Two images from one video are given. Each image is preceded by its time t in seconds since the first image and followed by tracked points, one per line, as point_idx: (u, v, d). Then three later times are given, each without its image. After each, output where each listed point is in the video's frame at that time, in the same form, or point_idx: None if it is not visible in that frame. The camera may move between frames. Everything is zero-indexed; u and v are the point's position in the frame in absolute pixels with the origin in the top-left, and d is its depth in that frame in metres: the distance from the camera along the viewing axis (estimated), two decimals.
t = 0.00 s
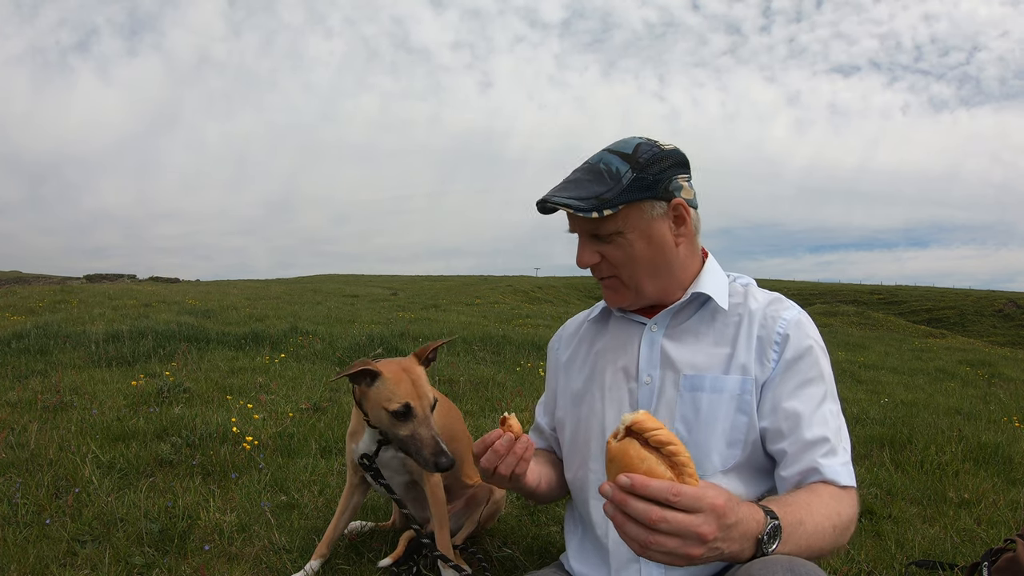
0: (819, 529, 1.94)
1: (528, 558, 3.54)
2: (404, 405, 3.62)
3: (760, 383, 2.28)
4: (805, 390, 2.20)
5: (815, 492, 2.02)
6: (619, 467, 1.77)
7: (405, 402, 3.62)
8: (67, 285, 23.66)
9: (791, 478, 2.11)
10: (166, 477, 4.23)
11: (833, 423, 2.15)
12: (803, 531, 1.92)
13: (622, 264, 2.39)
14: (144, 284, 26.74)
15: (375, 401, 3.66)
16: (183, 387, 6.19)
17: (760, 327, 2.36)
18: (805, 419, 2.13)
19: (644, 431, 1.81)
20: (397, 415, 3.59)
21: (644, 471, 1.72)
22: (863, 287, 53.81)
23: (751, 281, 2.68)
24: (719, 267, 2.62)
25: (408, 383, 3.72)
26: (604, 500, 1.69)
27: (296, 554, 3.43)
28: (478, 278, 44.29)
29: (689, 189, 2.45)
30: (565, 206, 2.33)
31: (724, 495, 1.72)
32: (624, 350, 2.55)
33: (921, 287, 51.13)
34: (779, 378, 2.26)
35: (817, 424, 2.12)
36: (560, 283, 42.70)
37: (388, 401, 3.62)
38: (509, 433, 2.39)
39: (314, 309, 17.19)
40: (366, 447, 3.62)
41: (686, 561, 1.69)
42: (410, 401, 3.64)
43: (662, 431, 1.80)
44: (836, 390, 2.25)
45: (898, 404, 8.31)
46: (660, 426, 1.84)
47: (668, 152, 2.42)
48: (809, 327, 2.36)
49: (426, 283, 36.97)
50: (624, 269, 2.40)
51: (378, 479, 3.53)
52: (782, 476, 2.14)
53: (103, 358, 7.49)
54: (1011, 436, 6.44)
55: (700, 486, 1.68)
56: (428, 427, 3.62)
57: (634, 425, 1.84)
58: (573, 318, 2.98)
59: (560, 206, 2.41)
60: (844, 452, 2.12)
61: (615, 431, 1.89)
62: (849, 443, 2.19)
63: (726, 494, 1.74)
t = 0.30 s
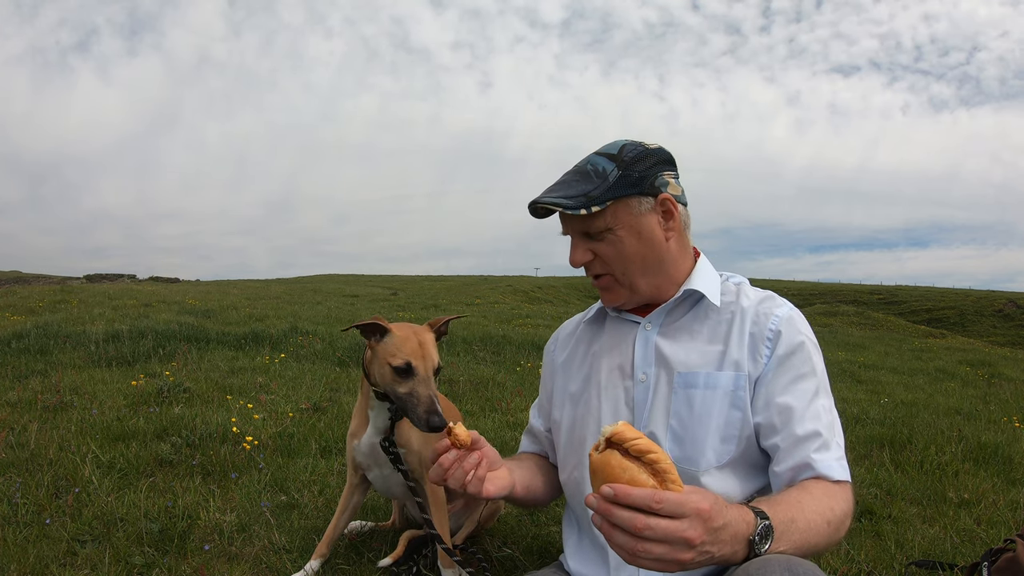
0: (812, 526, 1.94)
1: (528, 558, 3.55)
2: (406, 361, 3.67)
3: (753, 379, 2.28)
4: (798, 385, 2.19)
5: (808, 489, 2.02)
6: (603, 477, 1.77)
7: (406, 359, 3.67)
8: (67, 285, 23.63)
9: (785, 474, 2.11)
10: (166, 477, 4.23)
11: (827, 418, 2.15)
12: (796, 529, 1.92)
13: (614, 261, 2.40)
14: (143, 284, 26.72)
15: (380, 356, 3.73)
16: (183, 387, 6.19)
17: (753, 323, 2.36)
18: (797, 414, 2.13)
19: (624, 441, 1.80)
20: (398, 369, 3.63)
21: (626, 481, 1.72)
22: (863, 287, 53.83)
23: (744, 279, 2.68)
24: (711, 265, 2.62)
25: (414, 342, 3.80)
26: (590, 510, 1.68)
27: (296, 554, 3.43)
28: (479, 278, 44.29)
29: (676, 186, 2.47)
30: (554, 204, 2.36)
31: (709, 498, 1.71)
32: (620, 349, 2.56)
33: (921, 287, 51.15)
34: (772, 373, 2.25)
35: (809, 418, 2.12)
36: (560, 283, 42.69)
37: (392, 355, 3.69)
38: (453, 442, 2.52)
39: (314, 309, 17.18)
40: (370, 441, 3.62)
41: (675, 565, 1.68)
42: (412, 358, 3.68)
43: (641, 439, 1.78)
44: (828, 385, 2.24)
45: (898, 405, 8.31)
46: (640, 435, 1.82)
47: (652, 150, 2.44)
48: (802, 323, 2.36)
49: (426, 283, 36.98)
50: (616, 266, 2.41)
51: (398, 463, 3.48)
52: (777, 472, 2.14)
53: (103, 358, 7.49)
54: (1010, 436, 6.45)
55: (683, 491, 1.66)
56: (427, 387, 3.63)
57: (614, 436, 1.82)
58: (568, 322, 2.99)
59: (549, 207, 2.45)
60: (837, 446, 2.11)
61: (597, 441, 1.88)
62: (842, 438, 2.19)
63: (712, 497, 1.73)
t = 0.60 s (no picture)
0: (811, 525, 1.94)
1: (528, 558, 3.55)
2: (402, 344, 3.75)
3: (751, 378, 2.27)
4: (796, 384, 2.19)
5: (806, 488, 2.02)
6: (598, 482, 1.77)
7: (403, 342, 3.76)
8: (67, 285, 23.64)
9: (784, 473, 2.11)
10: (166, 477, 4.23)
11: (824, 417, 2.15)
12: (795, 529, 1.92)
13: (612, 259, 2.40)
14: (144, 284, 26.72)
15: (379, 339, 3.84)
16: (183, 387, 6.19)
17: (750, 322, 2.36)
18: (795, 414, 2.13)
19: (618, 445, 1.79)
20: (394, 351, 3.72)
21: (621, 486, 1.71)
22: (863, 287, 53.85)
23: (740, 277, 2.68)
24: (706, 263, 2.63)
25: (412, 326, 3.90)
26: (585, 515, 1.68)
27: (296, 554, 3.43)
28: (479, 278, 44.30)
29: (671, 183, 2.47)
30: (550, 203, 2.36)
31: (704, 501, 1.71)
32: (617, 350, 2.55)
33: (921, 287, 51.17)
34: (769, 372, 2.25)
35: (807, 418, 2.12)
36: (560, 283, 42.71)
37: (389, 338, 3.79)
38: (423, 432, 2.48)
39: (314, 309, 17.19)
40: (371, 436, 3.63)
41: (671, 569, 1.68)
42: (408, 340, 3.77)
43: (635, 444, 1.78)
44: (826, 383, 2.24)
45: (899, 405, 8.31)
46: (634, 439, 1.82)
47: (646, 148, 2.45)
48: (798, 322, 2.36)
49: (426, 283, 37.00)
50: (613, 263, 2.41)
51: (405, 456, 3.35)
52: (775, 471, 2.14)
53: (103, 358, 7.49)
54: (1011, 436, 6.45)
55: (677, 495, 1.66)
56: (421, 369, 3.69)
57: (607, 441, 1.81)
58: (566, 323, 2.99)
59: (545, 207, 2.45)
60: (836, 445, 2.12)
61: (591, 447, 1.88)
62: (840, 436, 2.19)
63: (707, 500, 1.73)
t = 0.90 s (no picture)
0: (811, 525, 1.94)
1: (528, 559, 3.55)
2: (405, 333, 3.82)
3: (751, 378, 2.27)
4: (796, 384, 2.19)
5: (806, 489, 2.02)
6: (599, 483, 1.77)
7: (405, 332, 3.83)
8: (67, 285, 23.64)
9: (784, 473, 2.11)
10: (166, 477, 4.23)
11: (824, 417, 2.15)
12: (795, 528, 1.92)
13: (612, 259, 2.40)
14: (144, 284, 26.72)
15: (384, 327, 3.91)
16: (183, 387, 6.19)
17: (750, 323, 2.36)
18: (795, 414, 2.14)
19: (618, 445, 1.79)
20: (397, 340, 3.80)
21: (622, 486, 1.71)
22: (863, 287, 53.86)
23: (740, 278, 2.68)
24: (707, 264, 2.63)
25: (417, 316, 3.95)
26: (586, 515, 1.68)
27: (296, 554, 3.43)
28: (478, 278, 44.31)
29: (672, 183, 2.47)
30: (551, 203, 2.36)
31: (704, 501, 1.71)
32: (618, 350, 2.56)
33: (920, 287, 51.19)
34: (770, 372, 2.25)
35: (807, 418, 2.12)
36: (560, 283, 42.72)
37: (394, 327, 3.86)
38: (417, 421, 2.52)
39: (314, 309, 17.19)
40: (373, 432, 3.63)
41: (671, 569, 1.68)
42: (410, 330, 3.83)
43: (636, 444, 1.78)
44: (826, 383, 2.25)
45: (899, 405, 8.31)
46: (635, 439, 1.82)
47: (647, 148, 2.45)
48: (798, 322, 2.36)
49: (426, 283, 37.02)
50: (614, 263, 2.41)
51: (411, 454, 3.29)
52: (775, 471, 2.14)
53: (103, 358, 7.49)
54: (1011, 436, 6.45)
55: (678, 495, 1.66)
56: (421, 360, 3.75)
57: (608, 441, 1.81)
58: (566, 323, 2.99)
59: (547, 207, 2.45)
60: (836, 445, 2.12)
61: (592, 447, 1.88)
62: (840, 436, 2.19)
63: (707, 500, 1.73)
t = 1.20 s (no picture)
0: (812, 525, 1.94)
1: (528, 559, 3.55)
2: (405, 330, 3.83)
3: (752, 379, 2.27)
4: (796, 385, 2.19)
5: (807, 489, 2.02)
6: (601, 482, 1.77)
7: (405, 328, 3.84)
8: (67, 285, 23.65)
9: (785, 474, 2.11)
10: (166, 477, 4.23)
11: (825, 417, 2.15)
12: (795, 529, 1.92)
13: (614, 260, 2.40)
14: (143, 284, 26.74)
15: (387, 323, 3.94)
16: (183, 387, 6.19)
17: (751, 324, 2.36)
18: (796, 414, 2.14)
19: (620, 445, 1.79)
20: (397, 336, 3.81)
21: (624, 485, 1.71)
22: (863, 287, 53.87)
23: (741, 278, 2.68)
24: (707, 264, 2.63)
25: (419, 313, 3.95)
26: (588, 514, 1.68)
27: (296, 554, 3.43)
28: (478, 278, 44.31)
29: (673, 184, 2.47)
30: (553, 204, 2.36)
31: (705, 501, 1.71)
32: (618, 351, 2.55)
33: (920, 287, 51.21)
34: (770, 373, 2.25)
35: (808, 419, 2.12)
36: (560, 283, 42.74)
37: (396, 324, 3.87)
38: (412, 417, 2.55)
39: (314, 309, 17.19)
40: (375, 431, 3.62)
41: (672, 569, 1.68)
42: (410, 327, 3.84)
43: (639, 444, 1.78)
44: (826, 384, 2.25)
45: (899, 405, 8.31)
46: (637, 439, 1.82)
47: (649, 149, 2.45)
48: (799, 323, 2.36)
49: (426, 283, 37.04)
50: (616, 264, 2.41)
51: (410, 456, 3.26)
52: (776, 472, 2.14)
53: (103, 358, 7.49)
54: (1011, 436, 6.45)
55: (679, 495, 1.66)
56: (420, 357, 3.76)
57: (610, 441, 1.81)
58: (566, 323, 2.99)
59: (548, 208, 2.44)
60: (836, 446, 2.12)
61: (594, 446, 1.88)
62: (841, 437, 2.19)
63: (708, 499, 1.73)
